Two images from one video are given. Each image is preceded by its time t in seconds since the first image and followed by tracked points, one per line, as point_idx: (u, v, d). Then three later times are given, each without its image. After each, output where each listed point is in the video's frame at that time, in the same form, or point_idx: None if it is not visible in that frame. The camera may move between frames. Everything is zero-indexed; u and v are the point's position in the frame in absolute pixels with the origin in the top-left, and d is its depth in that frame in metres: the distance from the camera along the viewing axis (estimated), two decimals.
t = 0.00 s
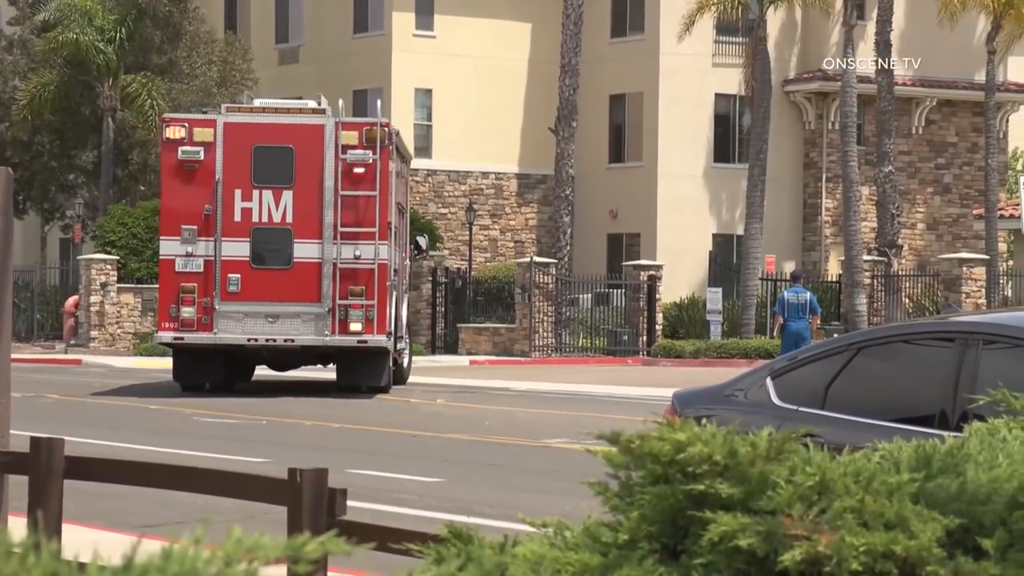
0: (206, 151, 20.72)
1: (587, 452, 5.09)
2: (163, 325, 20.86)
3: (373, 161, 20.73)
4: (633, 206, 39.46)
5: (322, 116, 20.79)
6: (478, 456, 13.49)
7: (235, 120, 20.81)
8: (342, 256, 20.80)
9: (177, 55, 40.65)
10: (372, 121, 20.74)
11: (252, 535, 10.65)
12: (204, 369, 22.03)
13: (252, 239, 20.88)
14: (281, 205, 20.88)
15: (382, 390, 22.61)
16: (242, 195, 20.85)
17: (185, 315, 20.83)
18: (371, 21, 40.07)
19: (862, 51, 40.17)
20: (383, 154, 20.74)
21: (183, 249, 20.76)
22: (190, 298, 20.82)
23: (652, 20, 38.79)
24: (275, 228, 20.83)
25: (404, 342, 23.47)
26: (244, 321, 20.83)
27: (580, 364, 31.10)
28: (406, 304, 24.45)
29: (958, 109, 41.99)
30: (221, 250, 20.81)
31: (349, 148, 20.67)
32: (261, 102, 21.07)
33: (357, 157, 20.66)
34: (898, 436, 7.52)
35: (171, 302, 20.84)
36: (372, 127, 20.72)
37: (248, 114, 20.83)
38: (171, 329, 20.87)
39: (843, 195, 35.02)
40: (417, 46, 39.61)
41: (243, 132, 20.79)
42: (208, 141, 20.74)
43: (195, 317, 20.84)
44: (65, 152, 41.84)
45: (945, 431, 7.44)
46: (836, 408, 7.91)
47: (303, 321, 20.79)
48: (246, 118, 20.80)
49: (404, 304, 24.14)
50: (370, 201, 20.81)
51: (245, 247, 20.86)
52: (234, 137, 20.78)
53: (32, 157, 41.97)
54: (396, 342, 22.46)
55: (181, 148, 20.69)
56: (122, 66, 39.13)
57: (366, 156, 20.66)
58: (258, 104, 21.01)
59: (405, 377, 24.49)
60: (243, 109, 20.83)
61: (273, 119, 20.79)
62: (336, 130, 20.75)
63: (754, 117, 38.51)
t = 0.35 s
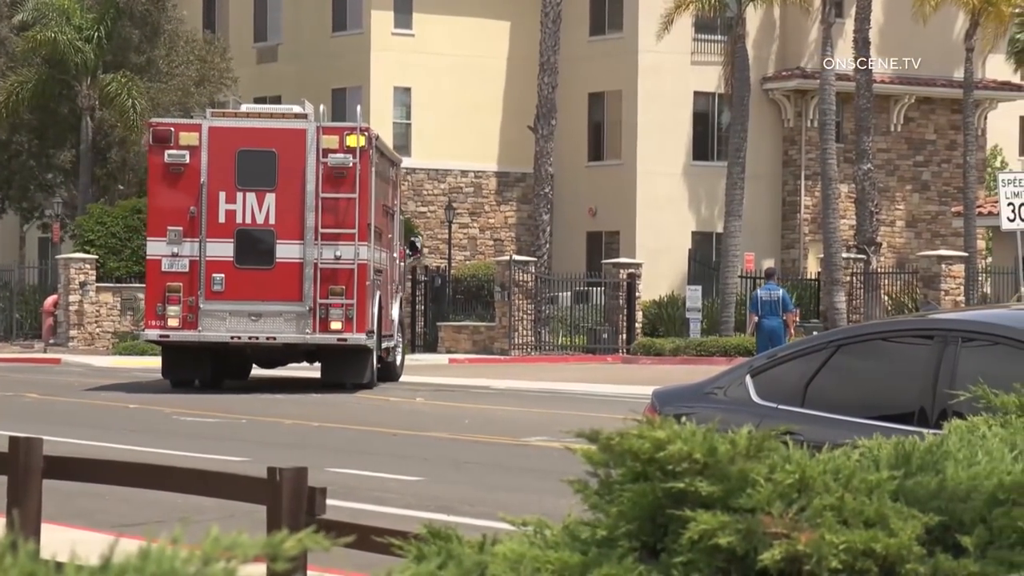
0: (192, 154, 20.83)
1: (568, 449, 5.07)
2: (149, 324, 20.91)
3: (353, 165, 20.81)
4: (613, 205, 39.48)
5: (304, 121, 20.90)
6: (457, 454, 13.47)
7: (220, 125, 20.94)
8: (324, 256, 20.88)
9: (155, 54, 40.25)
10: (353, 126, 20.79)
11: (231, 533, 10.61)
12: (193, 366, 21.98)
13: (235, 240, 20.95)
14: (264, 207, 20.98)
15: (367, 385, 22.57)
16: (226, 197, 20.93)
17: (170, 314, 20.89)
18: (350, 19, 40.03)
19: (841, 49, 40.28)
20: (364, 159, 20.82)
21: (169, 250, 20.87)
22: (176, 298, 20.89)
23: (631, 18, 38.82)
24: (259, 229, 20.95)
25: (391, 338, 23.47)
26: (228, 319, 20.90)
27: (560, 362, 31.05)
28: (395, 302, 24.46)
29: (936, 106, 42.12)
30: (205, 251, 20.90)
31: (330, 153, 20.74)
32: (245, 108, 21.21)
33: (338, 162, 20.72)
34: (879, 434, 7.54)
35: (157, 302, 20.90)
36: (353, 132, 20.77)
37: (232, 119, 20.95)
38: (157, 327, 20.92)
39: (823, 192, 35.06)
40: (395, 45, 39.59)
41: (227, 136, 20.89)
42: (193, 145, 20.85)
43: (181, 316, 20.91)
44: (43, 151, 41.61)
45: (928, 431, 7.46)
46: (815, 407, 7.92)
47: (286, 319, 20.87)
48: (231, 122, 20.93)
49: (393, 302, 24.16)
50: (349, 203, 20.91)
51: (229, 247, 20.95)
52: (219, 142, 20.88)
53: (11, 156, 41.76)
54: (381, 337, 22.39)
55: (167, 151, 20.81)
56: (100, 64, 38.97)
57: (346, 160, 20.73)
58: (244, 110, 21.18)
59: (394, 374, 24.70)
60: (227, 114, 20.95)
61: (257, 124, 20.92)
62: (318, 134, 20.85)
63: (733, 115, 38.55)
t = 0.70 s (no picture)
0: (184, 158, 20.84)
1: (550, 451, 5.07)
2: (142, 323, 20.95)
3: (341, 170, 20.73)
4: (597, 206, 39.48)
5: (294, 126, 20.82)
6: (439, 453, 13.46)
7: (212, 129, 20.91)
8: (312, 258, 20.85)
9: (138, 53, 39.95)
10: (341, 131, 20.70)
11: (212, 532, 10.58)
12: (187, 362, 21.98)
13: (226, 241, 20.96)
14: (255, 209, 20.94)
15: (356, 383, 22.53)
16: (218, 200, 20.93)
17: (163, 313, 20.93)
18: (334, 19, 40.02)
19: (825, 50, 40.40)
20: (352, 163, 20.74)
21: (162, 251, 20.93)
22: (168, 297, 20.95)
23: (614, 17, 38.85)
24: (249, 231, 20.92)
25: (384, 339, 23.64)
26: (218, 319, 20.91)
27: (542, 362, 31.09)
28: (392, 303, 24.65)
29: (920, 106, 42.23)
30: (198, 252, 20.93)
31: (318, 158, 20.67)
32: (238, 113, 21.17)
33: (326, 166, 20.65)
34: (861, 434, 7.74)
35: (150, 301, 20.96)
36: (341, 137, 20.69)
37: (225, 124, 20.92)
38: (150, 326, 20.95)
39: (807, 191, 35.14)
40: (377, 44, 39.54)
41: (219, 140, 20.86)
42: (186, 149, 20.84)
43: (173, 315, 20.94)
44: (25, 150, 41.48)
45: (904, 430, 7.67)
46: (796, 406, 8.15)
47: (275, 319, 20.88)
48: (223, 127, 20.89)
49: (389, 303, 24.33)
50: (335, 207, 20.82)
51: (220, 249, 20.95)
52: (211, 146, 20.86)
53: None
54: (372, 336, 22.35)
55: (160, 155, 20.82)
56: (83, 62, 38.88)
57: (335, 165, 20.66)
58: (240, 116, 21.09)
59: (391, 374, 24.76)
60: (219, 119, 20.93)
61: (249, 129, 20.88)
62: (307, 139, 20.78)
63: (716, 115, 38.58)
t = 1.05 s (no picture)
0: (167, 161, 20.68)
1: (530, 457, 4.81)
2: (124, 324, 20.76)
3: (323, 172, 20.51)
4: (581, 206, 39.22)
5: (276, 128, 20.64)
6: (422, 459, 13.27)
7: (195, 132, 20.75)
8: (294, 260, 20.66)
9: (112, 50, 40.00)
10: (323, 134, 20.52)
11: (188, 540, 10.38)
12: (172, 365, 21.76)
13: (209, 244, 20.79)
14: (237, 212, 20.78)
15: (342, 386, 22.32)
16: (200, 203, 20.78)
17: (145, 315, 20.75)
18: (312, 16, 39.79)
19: (813, 48, 40.31)
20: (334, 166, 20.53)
21: (145, 252, 20.79)
22: (150, 299, 20.77)
23: (600, 14, 38.69)
24: (231, 234, 20.76)
25: (375, 343, 23.43)
26: (200, 321, 20.73)
27: (527, 365, 30.92)
28: (385, 308, 24.51)
29: (911, 104, 42.11)
30: (180, 254, 20.78)
31: (299, 160, 20.49)
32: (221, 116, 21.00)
33: (307, 168, 20.46)
34: (850, 439, 7.60)
35: (132, 302, 20.80)
36: (323, 139, 20.50)
37: (207, 126, 20.74)
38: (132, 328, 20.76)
39: (795, 190, 35.00)
40: (358, 41, 39.33)
41: (201, 143, 20.70)
42: (168, 151, 20.68)
43: (155, 317, 20.75)
44: None
45: (893, 435, 7.52)
46: (784, 411, 8.00)
47: (257, 321, 20.68)
48: (205, 129, 20.72)
49: (381, 307, 24.15)
50: (316, 208, 20.60)
51: (202, 251, 20.78)
52: (194, 149, 20.70)
53: None
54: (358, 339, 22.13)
55: (143, 157, 20.67)
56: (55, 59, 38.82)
57: (315, 167, 20.46)
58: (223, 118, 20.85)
59: (385, 377, 24.27)
60: (202, 121, 20.75)
61: (231, 131, 20.70)
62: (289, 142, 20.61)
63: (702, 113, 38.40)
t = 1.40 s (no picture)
0: (148, 169, 20.44)
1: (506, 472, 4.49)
2: (105, 335, 20.43)
3: (308, 180, 20.27)
4: (569, 210, 38.93)
5: (259, 136, 20.41)
6: (405, 474, 12.99)
7: (177, 140, 20.51)
8: (277, 270, 20.40)
9: (80, 49, 40.49)
10: (307, 141, 20.29)
11: (157, 556, 10.10)
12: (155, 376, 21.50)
13: (190, 253, 20.52)
14: (219, 220, 20.52)
15: (329, 398, 22.00)
16: (182, 212, 20.52)
17: (126, 325, 20.43)
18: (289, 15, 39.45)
19: (807, 49, 40.13)
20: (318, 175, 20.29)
21: (126, 262, 20.50)
22: (131, 309, 20.46)
23: (588, 11, 38.37)
24: (214, 243, 20.49)
25: (366, 354, 23.10)
26: (182, 331, 20.45)
27: (517, 375, 30.63)
28: (380, 319, 24.20)
29: (911, 105, 41.87)
30: (161, 263, 20.50)
31: (283, 168, 20.26)
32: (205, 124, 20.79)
33: (291, 176, 20.23)
34: (845, 452, 7.36)
35: (113, 313, 20.48)
36: (306, 147, 20.28)
37: (189, 134, 20.52)
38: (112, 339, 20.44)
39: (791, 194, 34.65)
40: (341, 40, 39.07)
41: (184, 151, 20.46)
42: (150, 159, 20.46)
43: (136, 327, 20.45)
44: None
45: (889, 447, 7.28)
46: (779, 422, 7.74)
47: (239, 331, 20.41)
48: (188, 137, 20.48)
49: (374, 317, 23.83)
50: (300, 218, 20.38)
51: (184, 260, 20.52)
52: (176, 157, 20.46)
53: None
54: (345, 350, 21.81)
55: (124, 165, 20.45)
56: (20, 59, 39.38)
57: (299, 175, 20.24)
58: (207, 126, 20.65)
59: (379, 392, 23.99)
60: (184, 129, 20.53)
61: (213, 139, 20.46)
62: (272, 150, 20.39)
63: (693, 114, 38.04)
